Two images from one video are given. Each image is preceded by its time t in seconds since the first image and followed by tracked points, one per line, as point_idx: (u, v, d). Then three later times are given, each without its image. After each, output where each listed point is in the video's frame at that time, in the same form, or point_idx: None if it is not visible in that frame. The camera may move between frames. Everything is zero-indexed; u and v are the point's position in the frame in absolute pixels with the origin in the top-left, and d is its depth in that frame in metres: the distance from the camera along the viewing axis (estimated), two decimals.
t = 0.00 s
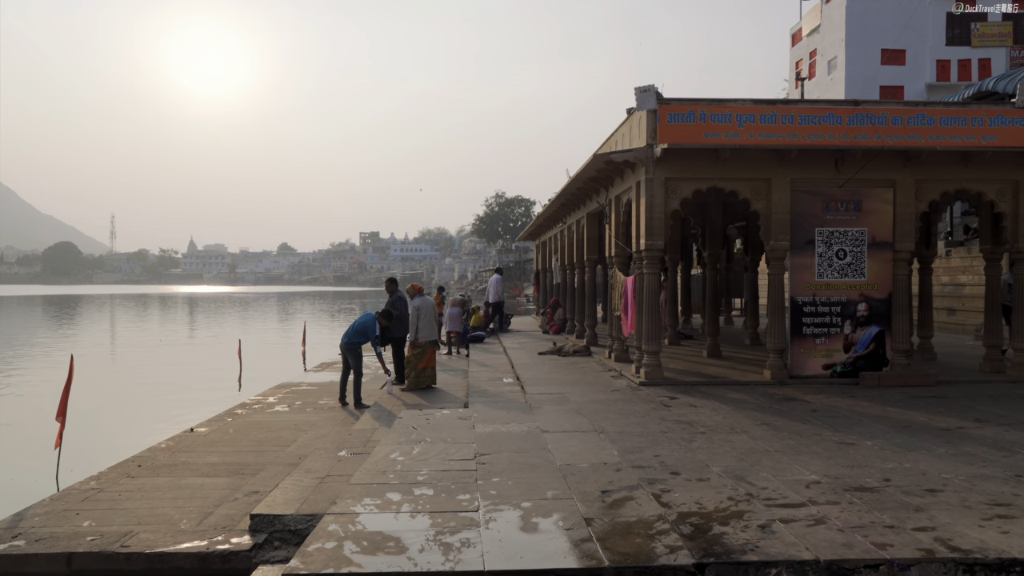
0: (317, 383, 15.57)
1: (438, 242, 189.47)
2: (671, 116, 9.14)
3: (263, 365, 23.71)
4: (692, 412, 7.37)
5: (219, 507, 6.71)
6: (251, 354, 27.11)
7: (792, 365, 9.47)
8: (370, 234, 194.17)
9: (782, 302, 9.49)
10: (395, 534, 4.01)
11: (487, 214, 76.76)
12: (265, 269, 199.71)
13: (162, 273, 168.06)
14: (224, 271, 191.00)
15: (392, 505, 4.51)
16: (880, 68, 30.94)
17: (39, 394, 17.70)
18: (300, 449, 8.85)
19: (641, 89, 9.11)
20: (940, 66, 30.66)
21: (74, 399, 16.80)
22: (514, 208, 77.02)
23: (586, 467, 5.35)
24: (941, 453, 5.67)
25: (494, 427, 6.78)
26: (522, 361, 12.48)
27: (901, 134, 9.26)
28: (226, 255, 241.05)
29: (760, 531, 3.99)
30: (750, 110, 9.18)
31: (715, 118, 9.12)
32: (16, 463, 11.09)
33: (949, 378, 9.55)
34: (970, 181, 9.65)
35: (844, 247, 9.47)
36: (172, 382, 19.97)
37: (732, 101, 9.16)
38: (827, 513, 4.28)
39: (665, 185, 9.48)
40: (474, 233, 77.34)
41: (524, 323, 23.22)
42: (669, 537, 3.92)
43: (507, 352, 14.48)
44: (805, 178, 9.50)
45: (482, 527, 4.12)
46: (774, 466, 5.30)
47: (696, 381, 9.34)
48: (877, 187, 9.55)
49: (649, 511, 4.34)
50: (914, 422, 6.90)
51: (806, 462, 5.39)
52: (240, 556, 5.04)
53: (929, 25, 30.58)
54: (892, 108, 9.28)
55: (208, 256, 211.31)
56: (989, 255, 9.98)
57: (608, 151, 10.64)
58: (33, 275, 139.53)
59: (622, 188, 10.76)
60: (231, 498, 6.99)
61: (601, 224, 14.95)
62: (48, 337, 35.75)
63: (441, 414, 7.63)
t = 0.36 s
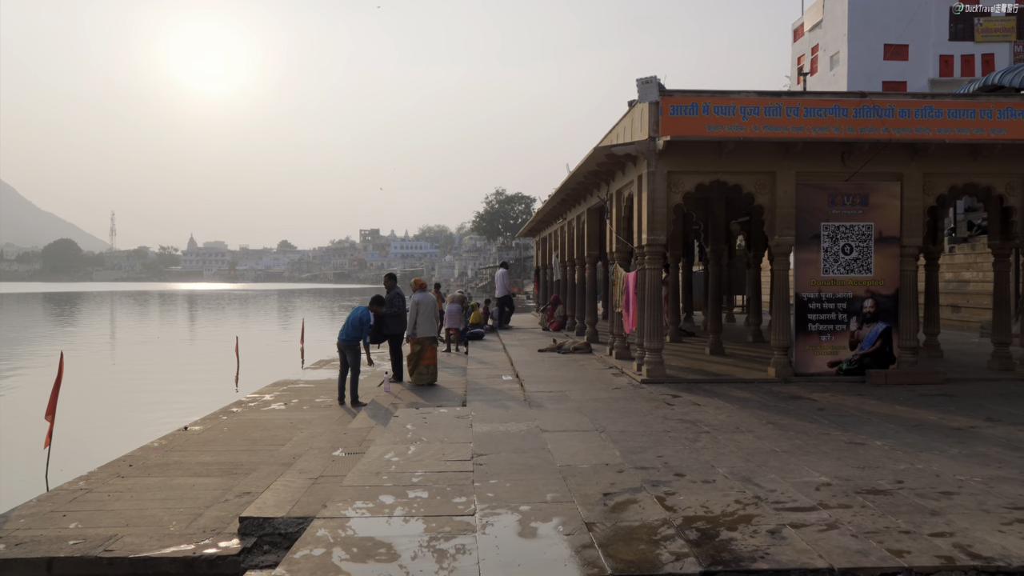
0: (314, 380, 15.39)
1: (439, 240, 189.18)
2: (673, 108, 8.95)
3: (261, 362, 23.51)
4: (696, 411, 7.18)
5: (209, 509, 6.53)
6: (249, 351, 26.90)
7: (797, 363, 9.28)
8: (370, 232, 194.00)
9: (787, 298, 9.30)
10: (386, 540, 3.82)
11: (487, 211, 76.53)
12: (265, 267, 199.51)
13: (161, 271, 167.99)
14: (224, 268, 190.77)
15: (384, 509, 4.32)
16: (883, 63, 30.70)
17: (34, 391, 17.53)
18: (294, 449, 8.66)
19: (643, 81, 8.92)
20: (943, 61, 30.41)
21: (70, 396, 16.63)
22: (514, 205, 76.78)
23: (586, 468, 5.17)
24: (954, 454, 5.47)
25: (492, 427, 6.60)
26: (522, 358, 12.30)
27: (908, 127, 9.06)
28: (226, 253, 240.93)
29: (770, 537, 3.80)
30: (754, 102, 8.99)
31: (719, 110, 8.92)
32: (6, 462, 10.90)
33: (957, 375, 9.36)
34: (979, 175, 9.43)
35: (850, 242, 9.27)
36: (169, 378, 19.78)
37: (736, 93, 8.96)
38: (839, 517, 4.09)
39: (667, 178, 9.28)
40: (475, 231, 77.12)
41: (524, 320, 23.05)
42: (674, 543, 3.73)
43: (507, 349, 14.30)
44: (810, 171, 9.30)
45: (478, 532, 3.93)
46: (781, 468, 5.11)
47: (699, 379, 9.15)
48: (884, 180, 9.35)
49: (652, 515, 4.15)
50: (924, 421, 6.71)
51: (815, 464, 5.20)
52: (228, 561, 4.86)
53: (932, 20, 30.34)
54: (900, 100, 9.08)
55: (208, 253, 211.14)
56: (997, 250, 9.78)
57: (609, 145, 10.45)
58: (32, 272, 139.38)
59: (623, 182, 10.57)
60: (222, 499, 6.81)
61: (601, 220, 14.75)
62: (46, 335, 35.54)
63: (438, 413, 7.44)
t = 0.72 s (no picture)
0: (312, 380, 15.17)
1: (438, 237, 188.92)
2: (679, 103, 8.72)
3: (259, 360, 23.29)
4: (704, 415, 6.96)
5: (200, 518, 6.31)
6: (248, 349, 26.67)
7: (805, 365, 9.06)
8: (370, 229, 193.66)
9: (795, 298, 9.07)
10: (383, 558, 3.61)
11: (487, 208, 76.24)
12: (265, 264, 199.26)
13: (161, 268, 167.80)
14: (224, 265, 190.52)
15: (381, 524, 4.10)
16: (887, 59, 30.43)
17: (29, 389, 17.33)
18: (290, 452, 8.46)
19: (649, 75, 8.69)
20: (947, 57, 30.13)
21: (66, 394, 16.44)
22: (514, 202, 76.51)
23: (592, 478, 4.94)
24: (976, 463, 5.25)
25: (493, 432, 6.38)
26: (523, 358, 12.08)
27: (920, 123, 8.82)
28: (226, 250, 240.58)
29: (790, 556, 3.58)
30: (762, 97, 8.76)
31: (726, 105, 8.68)
32: None
33: (970, 377, 9.13)
34: (992, 172, 9.20)
35: (860, 241, 9.05)
36: (165, 376, 19.56)
37: (744, 88, 8.73)
38: (861, 534, 3.86)
39: (672, 175, 9.05)
40: (475, 228, 76.86)
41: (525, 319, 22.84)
42: (688, 563, 3.51)
43: (508, 349, 14.09)
44: (819, 168, 9.07)
45: (480, 550, 3.71)
46: (797, 478, 4.88)
47: (705, 380, 8.94)
48: (895, 178, 9.11)
49: (664, 531, 3.92)
50: (940, 426, 6.49)
51: (831, 473, 4.98)
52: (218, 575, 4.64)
53: (936, 15, 30.07)
54: (911, 95, 8.85)
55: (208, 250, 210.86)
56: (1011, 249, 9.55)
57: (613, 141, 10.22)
58: (32, 269, 139.18)
59: (627, 179, 10.34)
60: (215, 506, 6.60)
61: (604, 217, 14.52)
62: (44, 332, 35.31)
63: (437, 417, 7.22)
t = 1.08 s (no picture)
0: (309, 378, 14.97)
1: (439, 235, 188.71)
2: (683, 95, 8.50)
3: (257, 357, 23.08)
4: (710, 415, 6.75)
5: (190, 522, 6.12)
6: (246, 347, 26.49)
7: (812, 363, 8.85)
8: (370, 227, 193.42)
9: (802, 295, 8.87)
10: (375, 569, 3.40)
11: (487, 206, 76.00)
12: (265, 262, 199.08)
13: (161, 265, 167.66)
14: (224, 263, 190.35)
15: (374, 532, 3.89)
16: (890, 54, 30.18)
17: (24, 387, 17.15)
18: (284, 452, 8.27)
19: (652, 66, 8.49)
20: (951, 53, 29.87)
21: (61, 391, 16.27)
22: (515, 199, 76.27)
23: (595, 481, 4.74)
24: (994, 466, 5.05)
25: (492, 433, 6.17)
26: (524, 357, 11.88)
27: (930, 115, 8.61)
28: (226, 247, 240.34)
29: (807, 566, 3.37)
30: (768, 88, 8.54)
31: (731, 97, 8.47)
32: None
33: (980, 376, 8.92)
34: (1004, 165, 8.97)
35: (868, 236, 8.83)
36: (162, 373, 19.35)
37: (750, 79, 8.52)
38: (880, 542, 3.66)
39: (676, 169, 8.85)
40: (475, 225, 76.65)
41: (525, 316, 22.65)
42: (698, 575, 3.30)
43: (508, 347, 13.89)
44: (826, 161, 8.86)
45: (477, 560, 3.51)
46: (810, 481, 4.68)
47: (710, 379, 8.74)
48: (904, 171, 8.90)
49: (673, 539, 3.72)
50: (955, 426, 6.27)
51: (845, 477, 4.78)
52: None
53: (939, 10, 29.82)
54: (921, 87, 8.63)
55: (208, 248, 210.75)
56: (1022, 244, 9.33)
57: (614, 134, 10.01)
58: (32, 266, 139.02)
59: (630, 173, 10.13)
60: (206, 509, 6.42)
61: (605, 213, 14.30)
62: (42, 330, 35.14)
63: (435, 417, 7.02)
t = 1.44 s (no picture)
0: (305, 378, 14.74)
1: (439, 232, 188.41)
2: (686, 89, 8.27)
3: (253, 355, 22.85)
4: (714, 419, 6.52)
5: (175, 530, 5.91)
6: (244, 344, 26.25)
7: (818, 364, 8.62)
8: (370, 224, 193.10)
9: (808, 294, 8.63)
10: None
11: (487, 203, 75.70)
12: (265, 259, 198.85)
13: (161, 263, 167.38)
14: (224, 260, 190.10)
15: (360, 548, 3.67)
16: (893, 50, 29.90)
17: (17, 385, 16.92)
18: (275, 456, 8.04)
19: (653, 59, 8.25)
20: (954, 48, 29.58)
21: (54, 389, 16.04)
22: (515, 197, 75.95)
23: (594, 491, 4.52)
24: (1013, 475, 4.82)
25: (488, 438, 5.95)
26: (522, 357, 11.65)
27: (939, 109, 8.37)
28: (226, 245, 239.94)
29: None
30: (773, 82, 8.31)
31: (735, 91, 8.24)
32: None
33: (990, 377, 8.69)
34: (1015, 161, 8.73)
35: (875, 233, 8.60)
36: (157, 371, 19.11)
37: (754, 73, 8.29)
38: (897, 560, 3.44)
39: (678, 165, 8.61)
40: (474, 222, 76.35)
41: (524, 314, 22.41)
42: None
43: (506, 346, 13.65)
44: (832, 157, 8.62)
45: None
46: (820, 492, 4.44)
47: (712, 381, 8.50)
48: (912, 167, 8.66)
49: (676, 557, 3.49)
50: (967, 431, 6.05)
51: (857, 487, 4.55)
52: None
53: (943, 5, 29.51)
54: (930, 80, 8.39)
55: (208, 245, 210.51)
56: None
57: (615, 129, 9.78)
58: (31, 263, 138.78)
59: (630, 169, 9.89)
60: (191, 517, 6.18)
61: (606, 210, 14.06)
62: (39, 327, 34.89)
63: (429, 421, 6.79)
